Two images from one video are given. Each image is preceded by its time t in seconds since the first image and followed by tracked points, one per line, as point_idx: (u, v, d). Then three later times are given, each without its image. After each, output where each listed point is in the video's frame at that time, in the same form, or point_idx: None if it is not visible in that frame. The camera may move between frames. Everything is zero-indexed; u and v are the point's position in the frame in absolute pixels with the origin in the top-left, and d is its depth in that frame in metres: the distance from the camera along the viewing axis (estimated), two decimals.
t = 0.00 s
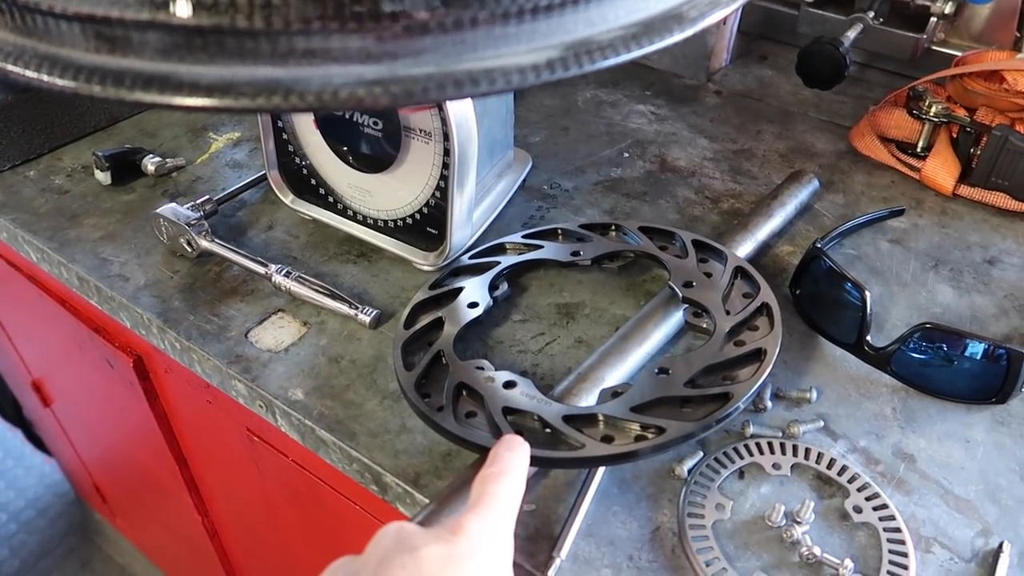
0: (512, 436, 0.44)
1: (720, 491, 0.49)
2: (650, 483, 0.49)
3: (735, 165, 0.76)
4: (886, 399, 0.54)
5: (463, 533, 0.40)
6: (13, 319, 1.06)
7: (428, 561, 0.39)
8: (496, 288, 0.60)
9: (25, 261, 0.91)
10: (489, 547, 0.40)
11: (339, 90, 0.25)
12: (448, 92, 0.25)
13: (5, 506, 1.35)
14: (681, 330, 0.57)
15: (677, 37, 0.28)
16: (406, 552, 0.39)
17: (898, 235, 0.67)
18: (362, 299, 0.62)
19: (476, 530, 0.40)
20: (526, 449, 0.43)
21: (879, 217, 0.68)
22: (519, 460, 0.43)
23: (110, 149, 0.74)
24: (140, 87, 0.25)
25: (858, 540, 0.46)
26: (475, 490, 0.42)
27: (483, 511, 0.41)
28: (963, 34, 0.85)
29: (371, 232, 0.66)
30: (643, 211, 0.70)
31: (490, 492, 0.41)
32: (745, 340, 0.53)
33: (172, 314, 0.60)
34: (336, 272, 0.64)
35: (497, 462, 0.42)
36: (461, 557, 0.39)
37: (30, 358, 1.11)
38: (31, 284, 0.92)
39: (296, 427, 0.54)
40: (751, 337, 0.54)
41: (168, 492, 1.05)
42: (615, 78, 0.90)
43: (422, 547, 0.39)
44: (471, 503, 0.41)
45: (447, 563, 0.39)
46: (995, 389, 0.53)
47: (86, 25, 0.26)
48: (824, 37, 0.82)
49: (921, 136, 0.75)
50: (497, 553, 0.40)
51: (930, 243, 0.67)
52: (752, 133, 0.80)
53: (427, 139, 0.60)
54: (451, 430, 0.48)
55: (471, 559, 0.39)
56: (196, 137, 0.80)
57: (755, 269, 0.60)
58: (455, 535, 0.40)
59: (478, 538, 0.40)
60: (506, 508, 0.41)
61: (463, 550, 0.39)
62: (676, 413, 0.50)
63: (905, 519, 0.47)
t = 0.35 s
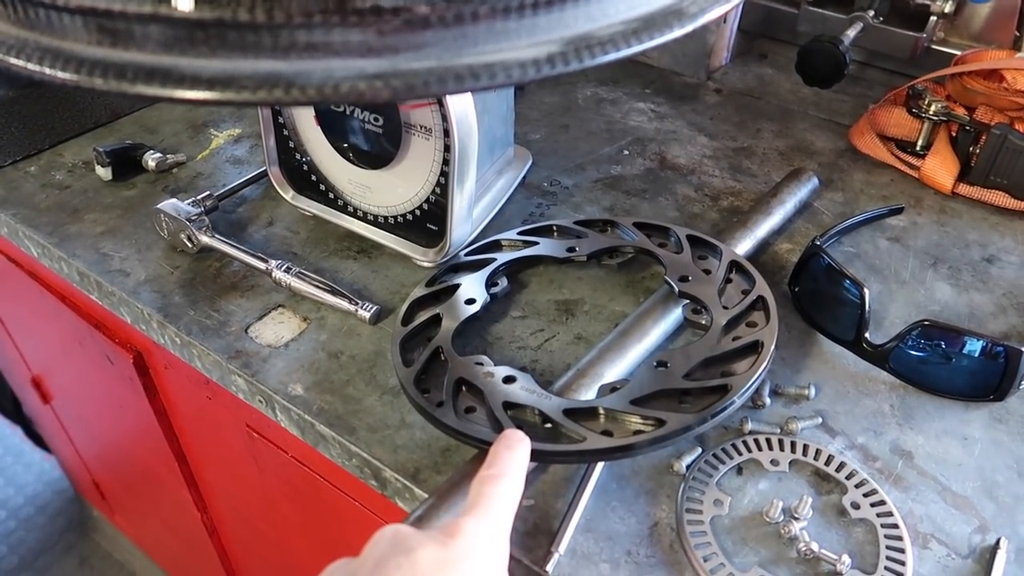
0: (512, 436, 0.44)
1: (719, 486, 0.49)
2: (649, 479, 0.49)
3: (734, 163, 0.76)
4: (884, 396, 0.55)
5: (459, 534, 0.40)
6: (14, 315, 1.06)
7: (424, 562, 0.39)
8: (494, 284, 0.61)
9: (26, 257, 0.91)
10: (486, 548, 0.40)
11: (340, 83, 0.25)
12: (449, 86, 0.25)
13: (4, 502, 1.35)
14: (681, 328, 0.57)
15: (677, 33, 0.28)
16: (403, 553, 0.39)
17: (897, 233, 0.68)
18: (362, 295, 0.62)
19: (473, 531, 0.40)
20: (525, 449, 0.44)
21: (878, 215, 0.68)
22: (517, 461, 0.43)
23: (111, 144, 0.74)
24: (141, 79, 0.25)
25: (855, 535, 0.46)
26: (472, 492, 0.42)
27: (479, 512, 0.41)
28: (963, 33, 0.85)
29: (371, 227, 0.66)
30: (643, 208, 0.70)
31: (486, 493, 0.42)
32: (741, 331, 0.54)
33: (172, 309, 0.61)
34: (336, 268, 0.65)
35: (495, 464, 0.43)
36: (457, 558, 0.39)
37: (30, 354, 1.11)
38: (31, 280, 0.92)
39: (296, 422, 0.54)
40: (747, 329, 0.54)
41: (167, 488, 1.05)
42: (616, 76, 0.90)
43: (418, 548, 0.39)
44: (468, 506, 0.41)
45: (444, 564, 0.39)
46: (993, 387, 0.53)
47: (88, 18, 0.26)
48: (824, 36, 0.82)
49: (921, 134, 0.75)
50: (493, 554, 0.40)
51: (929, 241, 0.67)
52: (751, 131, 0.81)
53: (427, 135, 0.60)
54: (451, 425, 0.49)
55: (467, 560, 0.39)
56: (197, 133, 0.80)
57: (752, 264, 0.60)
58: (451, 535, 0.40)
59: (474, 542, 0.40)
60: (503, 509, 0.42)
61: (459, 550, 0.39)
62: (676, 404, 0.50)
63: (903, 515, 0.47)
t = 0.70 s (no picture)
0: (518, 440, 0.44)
1: (719, 495, 0.49)
2: (648, 488, 0.49)
3: (734, 170, 0.76)
4: (885, 404, 0.54)
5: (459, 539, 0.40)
6: (16, 323, 1.06)
7: (423, 567, 0.39)
8: (489, 292, 0.61)
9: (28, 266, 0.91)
10: (486, 553, 0.40)
11: (336, 95, 0.25)
12: (446, 98, 0.25)
13: (7, 510, 1.37)
14: (681, 335, 0.57)
15: (674, 43, 0.28)
16: (403, 558, 0.39)
17: (897, 240, 0.67)
18: (362, 303, 0.62)
19: (472, 537, 0.40)
20: (530, 453, 0.43)
21: (878, 222, 0.68)
22: (521, 464, 0.43)
23: (111, 153, 0.75)
24: (139, 92, 0.26)
25: (856, 545, 0.46)
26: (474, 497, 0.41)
27: (480, 517, 0.41)
28: (962, 40, 0.86)
29: (372, 234, 0.66)
30: (643, 216, 0.70)
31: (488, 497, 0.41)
32: (739, 334, 0.54)
33: (172, 318, 0.61)
34: (336, 277, 0.65)
35: (498, 468, 0.42)
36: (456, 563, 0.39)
37: (32, 361, 1.11)
38: (33, 288, 0.92)
39: (296, 431, 0.54)
40: (744, 331, 0.54)
41: (169, 495, 1.05)
42: (616, 84, 0.90)
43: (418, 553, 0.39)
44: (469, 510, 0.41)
45: (443, 568, 0.39)
46: (994, 394, 0.53)
47: (86, 32, 0.26)
48: (823, 43, 0.82)
49: (920, 141, 0.75)
50: (493, 558, 0.40)
51: (929, 248, 0.67)
52: (751, 138, 0.81)
53: (426, 144, 0.60)
54: (452, 433, 0.48)
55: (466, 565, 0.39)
56: (198, 142, 0.80)
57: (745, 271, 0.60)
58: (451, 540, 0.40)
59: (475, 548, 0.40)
60: (504, 514, 0.41)
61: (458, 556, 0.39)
62: (677, 405, 0.50)
63: (903, 524, 0.47)
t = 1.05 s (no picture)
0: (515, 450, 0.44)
1: (718, 502, 0.49)
2: (647, 495, 0.49)
3: (733, 176, 0.76)
4: (884, 410, 0.54)
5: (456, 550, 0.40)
6: (16, 328, 1.06)
7: None
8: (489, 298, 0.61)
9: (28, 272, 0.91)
10: (483, 564, 0.40)
11: (334, 104, 0.25)
12: (444, 107, 0.25)
13: (6, 516, 1.36)
14: (680, 341, 0.57)
15: (671, 51, 0.28)
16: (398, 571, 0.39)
17: (896, 245, 0.68)
18: (361, 310, 0.62)
19: (470, 547, 0.40)
20: (527, 463, 0.43)
21: (877, 227, 0.68)
22: (518, 475, 0.43)
23: (111, 159, 0.75)
24: (137, 102, 0.26)
25: (855, 551, 0.46)
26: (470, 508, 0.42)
27: (477, 528, 0.41)
28: (961, 45, 0.86)
29: (371, 241, 0.66)
30: (642, 221, 0.70)
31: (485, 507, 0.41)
32: (738, 341, 0.54)
33: (172, 325, 0.61)
34: (336, 283, 0.65)
35: (494, 479, 0.42)
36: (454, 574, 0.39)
37: (31, 367, 1.11)
38: (33, 294, 0.92)
39: (295, 438, 0.54)
40: (743, 338, 0.54)
41: (168, 501, 1.05)
42: (615, 89, 0.90)
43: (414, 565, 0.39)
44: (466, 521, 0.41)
45: None
46: (993, 400, 0.53)
47: (85, 41, 0.26)
48: (822, 48, 0.83)
49: (919, 146, 0.75)
50: (490, 570, 0.40)
51: (928, 253, 0.67)
52: (750, 143, 0.81)
53: (425, 150, 0.61)
54: (451, 441, 0.48)
55: None
56: (197, 148, 0.80)
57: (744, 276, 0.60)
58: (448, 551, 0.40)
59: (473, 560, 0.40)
60: (501, 525, 0.41)
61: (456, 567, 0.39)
62: (676, 413, 0.50)
63: (903, 531, 0.47)
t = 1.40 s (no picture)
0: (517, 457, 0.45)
1: (720, 510, 0.49)
2: (649, 503, 0.49)
3: (735, 184, 0.76)
4: (885, 418, 0.55)
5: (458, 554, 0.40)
6: (21, 337, 1.07)
7: None
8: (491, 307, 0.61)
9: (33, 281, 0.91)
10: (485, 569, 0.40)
11: (338, 115, 0.25)
12: (448, 118, 0.26)
13: (10, 523, 1.40)
14: (681, 349, 0.57)
15: (673, 62, 0.29)
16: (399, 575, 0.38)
17: (897, 254, 0.68)
18: (364, 319, 0.62)
19: (472, 552, 0.40)
20: (529, 470, 0.44)
21: (877, 235, 0.69)
22: (520, 482, 0.43)
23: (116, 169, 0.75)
24: (144, 114, 0.26)
25: (857, 560, 0.46)
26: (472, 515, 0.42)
27: (479, 534, 0.41)
28: (962, 53, 0.86)
29: (375, 250, 0.67)
30: (643, 230, 0.71)
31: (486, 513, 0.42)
32: (739, 349, 0.54)
33: (176, 334, 0.61)
34: (339, 292, 0.65)
35: (496, 487, 0.43)
36: None
37: (36, 375, 1.12)
38: (38, 303, 0.93)
39: (298, 447, 0.54)
40: (744, 346, 0.54)
41: (172, 509, 1.05)
42: (616, 98, 0.91)
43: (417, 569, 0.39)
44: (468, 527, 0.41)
45: None
46: (994, 408, 0.54)
47: (94, 55, 0.27)
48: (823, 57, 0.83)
49: (920, 155, 0.75)
50: None
51: (929, 262, 0.67)
52: (751, 151, 0.81)
53: (428, 160, 0.61)
54: (454, 450, 0.49)
55: None
56: (202, 158, 0.80)
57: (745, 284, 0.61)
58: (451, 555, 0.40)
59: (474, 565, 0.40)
60: (503, 532, 0.42)
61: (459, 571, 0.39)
62: (677, 421, 0.50)
63: (904, 539, 0.47)
